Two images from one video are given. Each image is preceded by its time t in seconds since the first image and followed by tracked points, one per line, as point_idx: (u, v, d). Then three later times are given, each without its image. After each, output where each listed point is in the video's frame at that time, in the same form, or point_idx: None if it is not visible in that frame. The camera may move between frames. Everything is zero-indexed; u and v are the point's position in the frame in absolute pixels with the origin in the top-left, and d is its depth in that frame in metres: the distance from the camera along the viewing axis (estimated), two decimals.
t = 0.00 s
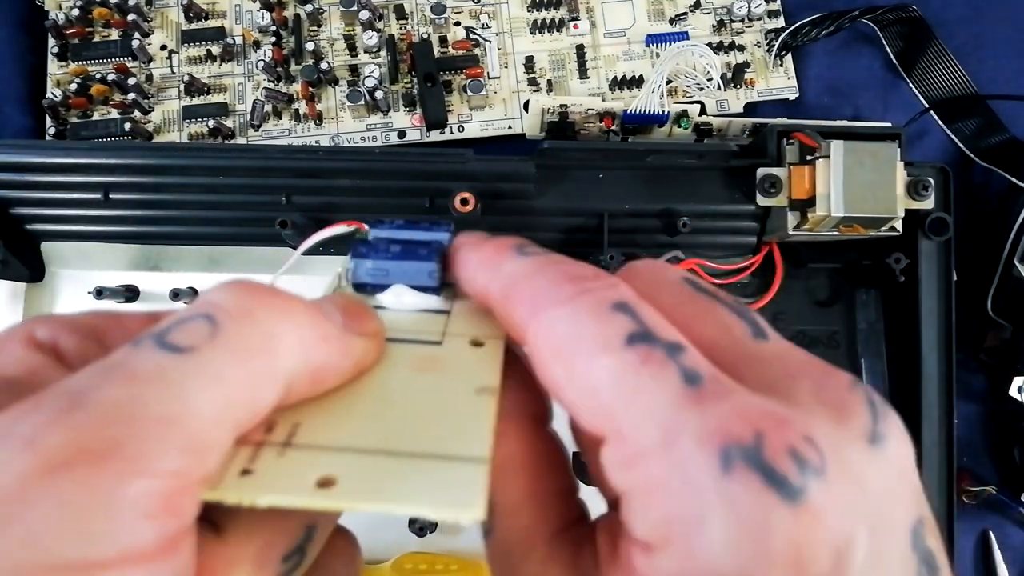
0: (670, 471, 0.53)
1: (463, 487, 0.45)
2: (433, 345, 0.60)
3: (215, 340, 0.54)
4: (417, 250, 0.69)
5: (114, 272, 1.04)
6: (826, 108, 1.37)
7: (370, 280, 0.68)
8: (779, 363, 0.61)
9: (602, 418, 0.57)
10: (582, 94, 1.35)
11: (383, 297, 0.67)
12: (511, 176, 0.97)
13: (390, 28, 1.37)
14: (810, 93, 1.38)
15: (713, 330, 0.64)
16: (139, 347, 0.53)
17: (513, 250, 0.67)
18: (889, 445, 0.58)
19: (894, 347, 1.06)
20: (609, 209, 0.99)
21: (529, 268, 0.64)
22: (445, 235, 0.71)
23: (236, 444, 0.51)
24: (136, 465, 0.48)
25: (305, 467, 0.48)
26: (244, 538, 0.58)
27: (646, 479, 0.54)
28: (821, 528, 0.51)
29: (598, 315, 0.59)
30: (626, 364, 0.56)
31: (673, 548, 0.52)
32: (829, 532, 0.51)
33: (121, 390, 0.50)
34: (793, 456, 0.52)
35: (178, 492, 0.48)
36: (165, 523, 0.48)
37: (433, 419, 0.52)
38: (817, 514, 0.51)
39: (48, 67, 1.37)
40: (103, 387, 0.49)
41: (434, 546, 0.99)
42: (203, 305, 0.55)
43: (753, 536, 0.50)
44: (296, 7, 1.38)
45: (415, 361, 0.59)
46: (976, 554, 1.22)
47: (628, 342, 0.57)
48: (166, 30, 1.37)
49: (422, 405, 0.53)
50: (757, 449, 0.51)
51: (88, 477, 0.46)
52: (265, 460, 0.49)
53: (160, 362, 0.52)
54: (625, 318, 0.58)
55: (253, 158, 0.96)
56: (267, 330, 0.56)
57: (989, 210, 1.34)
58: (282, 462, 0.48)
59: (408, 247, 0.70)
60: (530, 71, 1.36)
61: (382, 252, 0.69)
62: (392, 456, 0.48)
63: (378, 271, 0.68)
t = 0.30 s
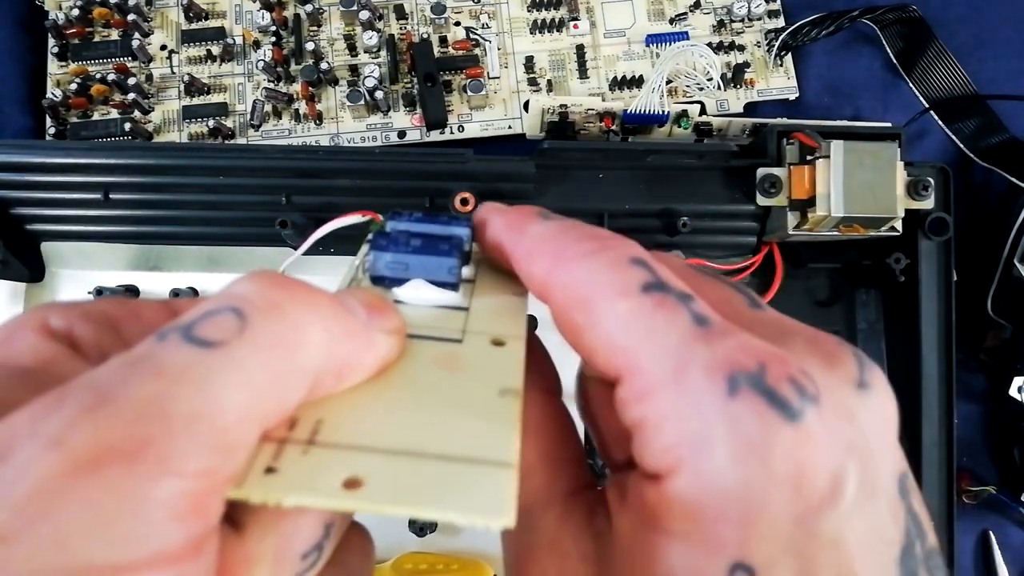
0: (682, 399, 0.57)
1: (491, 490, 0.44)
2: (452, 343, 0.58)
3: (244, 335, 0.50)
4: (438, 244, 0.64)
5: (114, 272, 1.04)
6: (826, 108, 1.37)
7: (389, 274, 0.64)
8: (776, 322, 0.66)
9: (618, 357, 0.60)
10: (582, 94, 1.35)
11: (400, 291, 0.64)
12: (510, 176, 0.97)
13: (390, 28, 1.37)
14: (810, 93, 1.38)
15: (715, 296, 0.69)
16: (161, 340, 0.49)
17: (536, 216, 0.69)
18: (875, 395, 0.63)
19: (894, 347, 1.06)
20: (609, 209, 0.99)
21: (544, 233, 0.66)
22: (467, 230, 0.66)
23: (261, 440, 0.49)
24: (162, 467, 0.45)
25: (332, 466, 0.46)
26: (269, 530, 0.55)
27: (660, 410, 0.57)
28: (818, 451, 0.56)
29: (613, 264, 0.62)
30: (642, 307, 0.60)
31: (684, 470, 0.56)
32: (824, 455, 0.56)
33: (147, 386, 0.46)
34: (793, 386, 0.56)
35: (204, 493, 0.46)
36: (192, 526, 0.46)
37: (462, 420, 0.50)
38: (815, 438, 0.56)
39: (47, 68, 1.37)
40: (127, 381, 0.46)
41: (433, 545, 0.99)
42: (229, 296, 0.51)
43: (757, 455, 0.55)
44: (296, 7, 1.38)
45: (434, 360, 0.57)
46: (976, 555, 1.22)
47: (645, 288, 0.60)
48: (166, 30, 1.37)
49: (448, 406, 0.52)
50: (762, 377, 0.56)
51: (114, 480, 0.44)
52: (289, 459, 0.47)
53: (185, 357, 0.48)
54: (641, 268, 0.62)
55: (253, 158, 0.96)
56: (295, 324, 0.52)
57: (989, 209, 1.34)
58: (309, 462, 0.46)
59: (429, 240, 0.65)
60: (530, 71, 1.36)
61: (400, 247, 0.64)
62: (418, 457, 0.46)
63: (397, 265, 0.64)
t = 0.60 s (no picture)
0: (687, 420, 0.51)
1: (495, 471, 0.44)
2: (446, 330, 0.59)
3: (259, 320, 0.48)
4: (433, 234, 0.65)
5: (113, 272, 1.02)
6: (826, 108, 1.37)
7: (383, 263, 0.64)
8: (785, 330, 0.58)
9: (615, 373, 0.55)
10: (582, 94, 1.35)
11: (393, 279, 0.64)
12: (510, 176, 0.97)
13: (390, 28, 1.37)
14: (810, 93, 1.38)
15: (720, 297, 0.61)
16: (177, 325, 0.47)
17: (518, 232, 0.66)
18: (905, 412, 0.55)
19: (895, 347, 1.06)
20: (610, 209, 0.99)
21: (534, 245, 0.63)
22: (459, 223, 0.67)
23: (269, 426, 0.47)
24: (183, 447, 0.44)
25: (340, 447, 0.46)
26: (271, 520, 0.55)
27: (662, 432, 0.52)
28: (843, 479, 0.50)
29: (610, 271, 0.58)
30: (640, 317, 0.55)
31: (689, 499, 0.50)
32: (851, 484, 0.50)
33: (170, 367, 0.45)
34: (813, 405, 0.51)
35: (231, 473, 0.45)
36: (211, 505, 0.45)
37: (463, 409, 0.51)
38: (840, 466, 0.50)
39: (47, 67, 1.37)
40: (146, 364, 0.45)
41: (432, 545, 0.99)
42: (241, 283, 0.49)
43: (772, 483, 0.49)
44: (297, 7, 1.38)
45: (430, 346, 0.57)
46: (976, 554, 1.22)
47: (643, 297, 0.56)
48: (166, 30, 1.37)
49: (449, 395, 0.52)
50: (777, 395, 0.50)
51: (136, 459, 0.43)
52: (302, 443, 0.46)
53: (203, 341, 0.46)
54: (639, 278, 0.57)
55: (253, 159, 0.96)
56: (309, 309, 0.50)
57: (989, 209, 1.34)
58: (320, 446, 0.45)
59: (423, 231, 0.65)
60: (530, 71, 1.36)
61: (394, 238, 0.64)
62: (423, 440, 0.47)
63: (391, 255, 0.64)
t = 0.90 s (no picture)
0: (758, 442, 0.52)
1: (510, 479, 0.45)
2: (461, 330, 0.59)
3: (275, 320, 0.48)
4: (447, 231, 0.66)
5: (113, 272, 1.02)
6: (826, 108, 1.37)
7: (396, 259, 0.64)
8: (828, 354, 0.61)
9: (675, 393, 0.55)
10: (582, 94, 1.35)
11: (406, 276, 0.64)
12: (510, 176, 0.97)
13: (390, 28, 1.37)
14: (810, 93, 1.38)
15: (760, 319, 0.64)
16: (191, 323, 0.48)
17: (549, 242, 0.66)
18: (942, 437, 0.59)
19: (895, 347, 1.06)
20: (609, 209, 0.99)
21: (566, 257, 0.63)
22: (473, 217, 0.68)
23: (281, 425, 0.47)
24: (195, 447, 0.44)
25: (354, 451, 0.46)
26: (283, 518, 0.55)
27: (727, 454, 0.52)
28: (908, 510, 0.52)
29: (668, 291, 0.58)
30: (701, 337, 0.56)
31: (756, 523, 0.51)
32: (915, 515, 0.52)
33: (180, 366, 0.45)
34: (880, 432, 0.53)
35: (238, 473, 0.45)
36: (223, 507, 0.45)
37: (475, 413, 0.51)
38: (905, 491, 0.52)
39: (47, 67, 1.37)
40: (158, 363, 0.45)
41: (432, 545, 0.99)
42: (256, 281, 0.50)
43: (846, 510, 0.50)
44: (297, 7, 1.38)
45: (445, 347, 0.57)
46: (976, 554, 1.22)
47: (703, 317, 0.57)
48: (166, 30, 1.37)
49: (460, 397, 0.52)
50: (850, 422, 0.52)
51: (148, 459, 0.43)
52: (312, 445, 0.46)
53: (214, 340, 0.47)
54: (696, 298, 0.58)
55: (252, 158, 0.96)
56: (324, 309, 0.50)
57: (989, 209, 1.34)
58: (331, 447, 0.46)
59: (437, 227, 0.66)
60: (530, 71, 1.36)
61: (408, 234, 0.65)
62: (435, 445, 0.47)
63: (405, 251, 0.64)
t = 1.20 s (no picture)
0: (745, 392, 0.57)
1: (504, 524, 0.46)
2: (464, 358, 0.58)
3: (274, 369, 0.48)
4: (455, 254, 0.64)
5: (114, 272, 1.04)
6: (826, 108, 1.37)
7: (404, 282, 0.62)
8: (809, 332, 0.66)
9: (670, 348, 0.60)
10: (582, 94, 1.35)
11: (413, 298, 0.62)
12: (510, 176, 0.97)
13: (390, 28, 1.37)
14: (810, 93, 1.38)
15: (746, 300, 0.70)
16: (189, 370, 0.47)
17: (558, 223, 0.72)
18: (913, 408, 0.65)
19: (894, 347, 1.06)
20: (610, 210, 0.98)
21: (574, 233, 0.69)
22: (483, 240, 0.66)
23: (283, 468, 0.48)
24: (192, 507, 0.44)
25: (354, 497, 0.47)
26: (285, 556, 0.53)
27: (716, 403, 0.57)
28: (877, 458, 0.58)
29: (665, 260, 0.64)
30: (694, 298, 0.62)
31: (741, 466, 0.56)
32: (883, 462, 0.58)
33: (174, 424, 0.44)
34: (854, 387, 0.60)
35: (232, 529, 0.45)
36: (219, 562, 0.46)
37: (477, 452, 0.51)
38: (874, 439, 0.58)
39: (47, 68, 1.37)
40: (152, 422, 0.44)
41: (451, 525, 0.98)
42: (255, 325, 0.49)
43: (823, 453, 0.56)
44: (296, 7, 1.38)
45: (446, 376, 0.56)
46: (976, 554, 1.22)
47: (698, 282, 0.63)
48: (166, 29, 1.37)
49: (462, 433, 0.52)
50: (826, 375, 0.59)
51: (144, 523, 0.42)
52: (310, 491, 0.47)
53: (211, 393, 0.46)
54: (692, 267, 0.65)
55: (252, 157, 0.96)
56: (325, 351, 0.50)
57: (989, 209, 1.34)
58: (331, 495, 0.46)
59: (445, 251, 0.64)
60: (530, 71, 1.36)
61: (416, 255, 0.63)
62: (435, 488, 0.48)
63: (412, 275, 0.63)
